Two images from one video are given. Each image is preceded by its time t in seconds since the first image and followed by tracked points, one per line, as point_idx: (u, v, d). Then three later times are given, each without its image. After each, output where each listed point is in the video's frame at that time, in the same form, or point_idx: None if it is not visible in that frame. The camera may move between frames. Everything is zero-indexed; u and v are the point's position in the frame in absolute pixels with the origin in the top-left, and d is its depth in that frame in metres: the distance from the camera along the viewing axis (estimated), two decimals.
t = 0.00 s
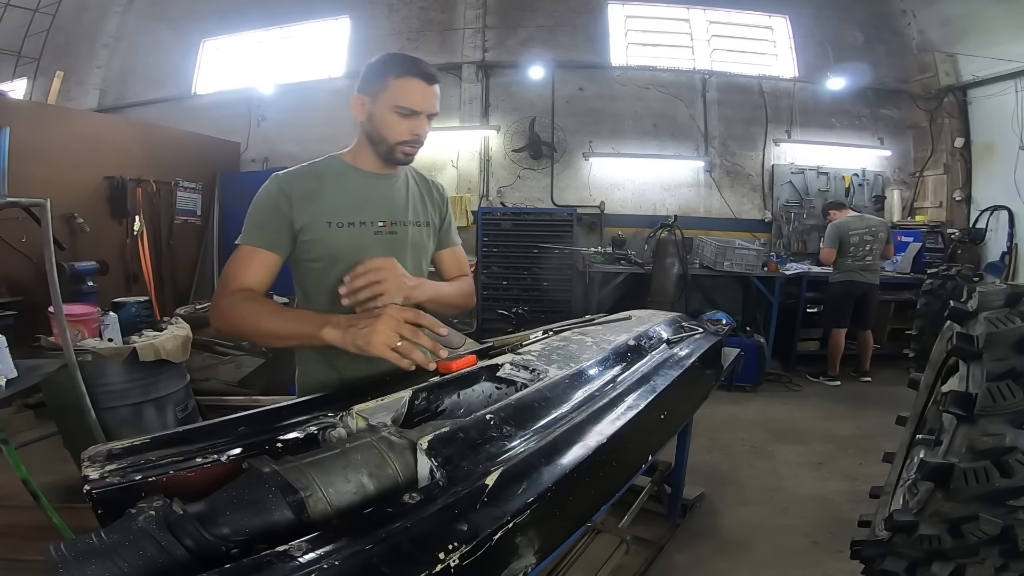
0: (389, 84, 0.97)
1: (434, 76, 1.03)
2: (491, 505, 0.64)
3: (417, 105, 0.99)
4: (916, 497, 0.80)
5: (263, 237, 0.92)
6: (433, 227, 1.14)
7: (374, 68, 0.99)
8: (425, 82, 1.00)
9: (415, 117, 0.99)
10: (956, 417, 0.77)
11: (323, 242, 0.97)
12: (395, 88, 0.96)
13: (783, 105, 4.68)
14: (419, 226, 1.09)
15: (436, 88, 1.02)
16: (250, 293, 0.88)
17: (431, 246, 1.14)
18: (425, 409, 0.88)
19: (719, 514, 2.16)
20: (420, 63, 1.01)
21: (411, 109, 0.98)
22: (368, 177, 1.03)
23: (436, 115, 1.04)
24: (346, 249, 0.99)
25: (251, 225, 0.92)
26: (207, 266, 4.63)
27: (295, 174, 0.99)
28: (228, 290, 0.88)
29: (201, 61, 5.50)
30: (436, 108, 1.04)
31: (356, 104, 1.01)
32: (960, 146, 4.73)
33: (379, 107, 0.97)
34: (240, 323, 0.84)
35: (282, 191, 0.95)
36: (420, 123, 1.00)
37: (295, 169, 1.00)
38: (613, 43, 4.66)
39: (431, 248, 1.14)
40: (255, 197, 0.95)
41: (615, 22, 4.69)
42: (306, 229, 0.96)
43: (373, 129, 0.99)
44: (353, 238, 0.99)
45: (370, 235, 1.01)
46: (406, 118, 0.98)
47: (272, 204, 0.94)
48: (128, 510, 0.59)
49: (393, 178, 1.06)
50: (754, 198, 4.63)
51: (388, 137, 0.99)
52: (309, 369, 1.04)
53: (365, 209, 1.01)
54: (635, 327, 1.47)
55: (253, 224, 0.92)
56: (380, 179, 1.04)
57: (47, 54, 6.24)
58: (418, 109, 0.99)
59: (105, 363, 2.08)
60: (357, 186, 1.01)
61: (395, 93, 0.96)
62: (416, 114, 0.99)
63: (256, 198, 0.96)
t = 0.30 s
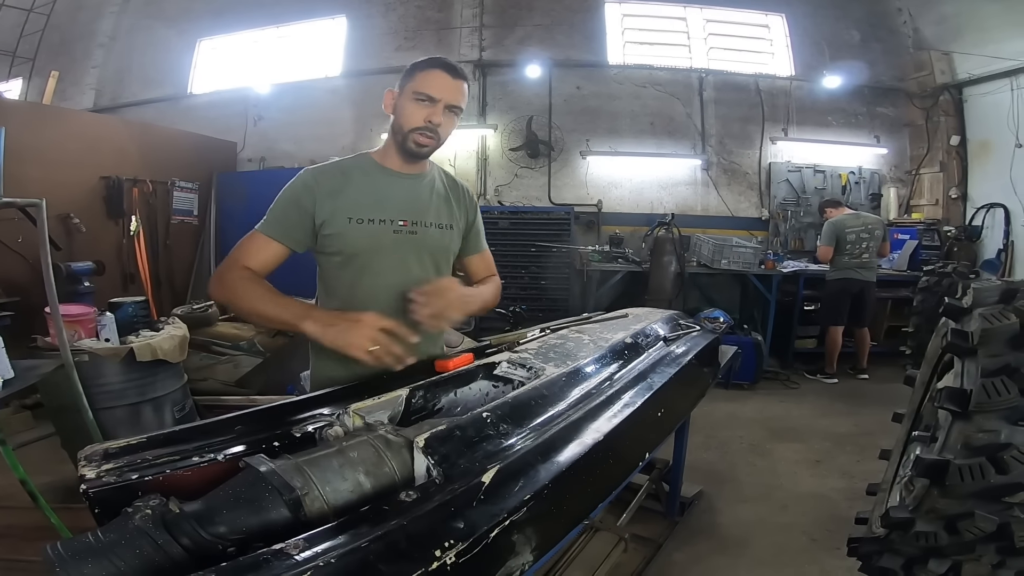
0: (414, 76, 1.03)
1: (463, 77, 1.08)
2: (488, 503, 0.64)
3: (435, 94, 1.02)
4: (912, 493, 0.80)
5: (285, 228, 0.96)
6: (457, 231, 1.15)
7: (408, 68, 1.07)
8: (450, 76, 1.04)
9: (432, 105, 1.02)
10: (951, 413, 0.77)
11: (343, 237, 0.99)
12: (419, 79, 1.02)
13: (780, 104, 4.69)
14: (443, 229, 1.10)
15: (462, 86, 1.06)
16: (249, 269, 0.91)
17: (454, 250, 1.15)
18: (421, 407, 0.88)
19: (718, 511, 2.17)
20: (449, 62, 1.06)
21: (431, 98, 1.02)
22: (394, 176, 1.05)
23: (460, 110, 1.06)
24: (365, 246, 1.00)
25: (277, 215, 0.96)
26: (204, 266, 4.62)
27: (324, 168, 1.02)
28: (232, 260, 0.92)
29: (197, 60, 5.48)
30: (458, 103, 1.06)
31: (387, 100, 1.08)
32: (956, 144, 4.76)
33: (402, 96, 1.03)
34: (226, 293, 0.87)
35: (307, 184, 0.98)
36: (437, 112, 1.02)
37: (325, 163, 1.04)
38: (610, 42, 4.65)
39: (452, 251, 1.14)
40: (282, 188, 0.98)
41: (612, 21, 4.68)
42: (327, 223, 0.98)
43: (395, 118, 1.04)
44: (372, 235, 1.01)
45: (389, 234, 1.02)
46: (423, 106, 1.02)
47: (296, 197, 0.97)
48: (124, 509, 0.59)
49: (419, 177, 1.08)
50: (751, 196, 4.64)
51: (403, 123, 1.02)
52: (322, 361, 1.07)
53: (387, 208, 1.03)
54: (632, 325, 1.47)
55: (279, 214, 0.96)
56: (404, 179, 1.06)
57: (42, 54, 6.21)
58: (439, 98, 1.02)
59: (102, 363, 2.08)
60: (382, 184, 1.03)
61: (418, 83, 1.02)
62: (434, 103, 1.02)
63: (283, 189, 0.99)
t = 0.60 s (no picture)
0: (438, 76, 1.07)
1: (488, 80, 1.10)
2: (482, 500, 0.64)
3: (456, 94, 1.05)
4: (905, 491, 0.81)
5: (302, 221, 0.99)
6: (470, 235, 1.16)
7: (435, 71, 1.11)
8: (473, 78, 1.07)
9: (451, 104, 1.04)
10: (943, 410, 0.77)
11: (358, 235, 1.00)
12: (442, 79, 1.06)
13: (776, 102, 4.70)
14: (456, 231, 1.11)
15: (485, 90, 1.09)
16: (258, 259, 0.96)
17: (465, 253, 1.16)
18: (416, 405, 0.88)
19: (714, 509, 2.18)
20: (475, 64, 1.09)
21: (451, 97, 1.05)
22: (413, 176, 1.06)
23: (481, 113, 1.08)
24: (381, 245, 1.02)
25: (297, 208, 0.98)
26: (200, 265, 4.61)
27: (344, 164, 1.03)
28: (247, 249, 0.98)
29: (192, 59, 5.45)
30: (479, 105, 1.08)
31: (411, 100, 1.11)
32: (951, 142, 4.77)
33: (424, 95, 1.06)
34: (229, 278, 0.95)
35: (327, 179, 1.00)
36: (455, 111, 1.05)
37: (346, 159, 1.05)
38: (607, 40, 4.65)
39: (464, 254, 1.16)
40: (302, 181, 1.01)
41: (608, 19, 4.69)
42: (344, 219, 1.00)
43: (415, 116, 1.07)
44: (388, 235, 1.02)
45: (405, 234, 1.03)
46: (443, 104, 1.04)
47: (315, 191, 0.99)
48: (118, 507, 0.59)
49: (437, 179, 1.09)
50: (747, 194, 4.65)
51: (421, 121, 1.05)
52: (329, 355, 1.09)
53: (404, 207, 1.04)
54: (628, 322, 1.47)
55: (299, 208, 0.98)
56: (421, 180, 1.07)
57: (36, 53, 6.17)
58: (459, 98, 1.05)
59: (98, 363, 2.07)
60: (401, 184, 1.05)
61: (441, 82, 1.05)
62: (453, 102, 1.05)
63: (303, 182, 1.01)
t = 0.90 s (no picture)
0: (442, 78, 1.03)
1: (495, 81, 1.06)
2: (474, 498, 0.64)
3: (460, 97, 1.01)
4: (903, 487, 0.81)
5: (310, 222, 0.96)
6: (472, 235, 1.16)
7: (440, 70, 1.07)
8: (478, 80, 1.02)
9: (455, 109, 1.01)
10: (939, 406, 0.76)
11: (364, 236, 0.99)
12: (446, 82, 1.02)
13: (773, 98, 4.70)
14: (459, 233, 1.10)
15: (492, 91, 1.04)
16: (283, 279, 0.93)
17: (466, 253, 1.15)
18: (410, 403, 0.86)
19: (712, 506, 2.18)
20: (480, 63, 1.04)
21: (455, 101, 1.01)
22: (419, 177, 1.05)
23: (486, 116, 1.04)
24: (386, 246, 1.01)
25: (303, 207, 0.96)
26: (197, 264, 4.59)
27: (350, 162, 1.01)
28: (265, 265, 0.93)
29: (187, 58, 5.43)
30: (485, 108, 1.04)
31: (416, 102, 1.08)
32: (948, 138, 4.77)
33: (428, 98, 1.03)
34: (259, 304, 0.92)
35: (334, 178, 0.98)
36: (459, 116, 1.01)
37: (351, 155, 1.03)
38: (604, 37, 4.64)
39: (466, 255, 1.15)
40: (309, 177, 0.99)
41: (604, 16, 4.67)
42: (350, 220, 0.99)
43: (419, 120, 1.04)
44: (393, 237, 1.01)
45: (410, 236, 1.03)
46: (446, 109, 1.01)
47: (322, 190, 0.97)
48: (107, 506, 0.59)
49: (443, 180, 1.08)
50: (744, 190, 4.64)
51: (425, 125, 1.02)
52: (329, 350, 1.09)
53: (410, 209, 1.03)
54: (624, 319, 1.47)
55: (304, 207, 0.96)
56: (428, 181, 1.06)
57: (30, 53, 6.13)
58: (462, 102, 1.01)
59: (93, 363, 2.06)
60: (408, 185, 1.03)
61: (445, 85, 1.02)
62: (458, 107, 1.01)
63: (309, 179, 0.99)
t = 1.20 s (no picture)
0: (432, 69, 1.01)
1: (485, 72, 1.04)
2: (460, 496, 0.62)
3: (451, 89, 0.99)
4: (901, 486, 0.79)
5: (296, 218, 0.94)
6: (463, 229, 1.14)
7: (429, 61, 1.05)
8: (469, 72, 1.01)
9: (446, 101, 0.99)
10: (940, 403, 0.75)
11: (351, 232, 0.97)
12: (436, 73, 1.00)
13: (771, 94, 4.68)
14: (450, 227, 1.08)
15: (483, 82, 1.02)
16: (269, 274, 0.92)
17: (458, 248, 1.13)
18: (400, 398, 0.85)
19: (708, 503, 2.17)
20: (470, 54, 1.02)
21: (445, 93, 0.99)
22: (407, 169, 1.03)
23: (477, 108, 1.02)
24: (375, 242, 0.99)
25: (287, 204, 0.94)
26: (192, 260, 4.56)
27: (335, 156, 0.99)
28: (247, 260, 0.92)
29: (181, 53, 5.38)
30: (476, 100, 1.02)
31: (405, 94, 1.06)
32: (946, 134, 4.77)
33: (418, 90, 1.01)
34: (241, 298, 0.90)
35: (319, 172, 0.96)
36: (450, 109, 1.00)
37: (336, 150, 1.01)
38: (602, 32, 4.61)
39: (457, 249, 1.13)
40: (293, 173, 0.97)
41: (602, 11, 4.64)
42: (337, 215, 0.96)
43: (408, 113, 1.02)
44: (381, 232, 0.99)
45: (399, 231, 1.01)
46: (437, 101, 0.99)
47: (307, 186, 0.95)
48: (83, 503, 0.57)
49: (433, 173, 1.05)
50: (742, 186, 4.63)
51: (415, 118, 1.00)
52: (319, 350, 1.07)
53: (399, 203, 1.01)
54: (619, 313, 1.45)
55: (289, 203, 0.94)
56: (416, 175, 1.03)
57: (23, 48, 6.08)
58: (453, 93, 0.99)
59: (84, 359, 2.04)
60: (396, 178, 1.01)
61: (434, 76, 0.99)
62: (448, 99, 0.99)
63: (294, 174, 0.97)
